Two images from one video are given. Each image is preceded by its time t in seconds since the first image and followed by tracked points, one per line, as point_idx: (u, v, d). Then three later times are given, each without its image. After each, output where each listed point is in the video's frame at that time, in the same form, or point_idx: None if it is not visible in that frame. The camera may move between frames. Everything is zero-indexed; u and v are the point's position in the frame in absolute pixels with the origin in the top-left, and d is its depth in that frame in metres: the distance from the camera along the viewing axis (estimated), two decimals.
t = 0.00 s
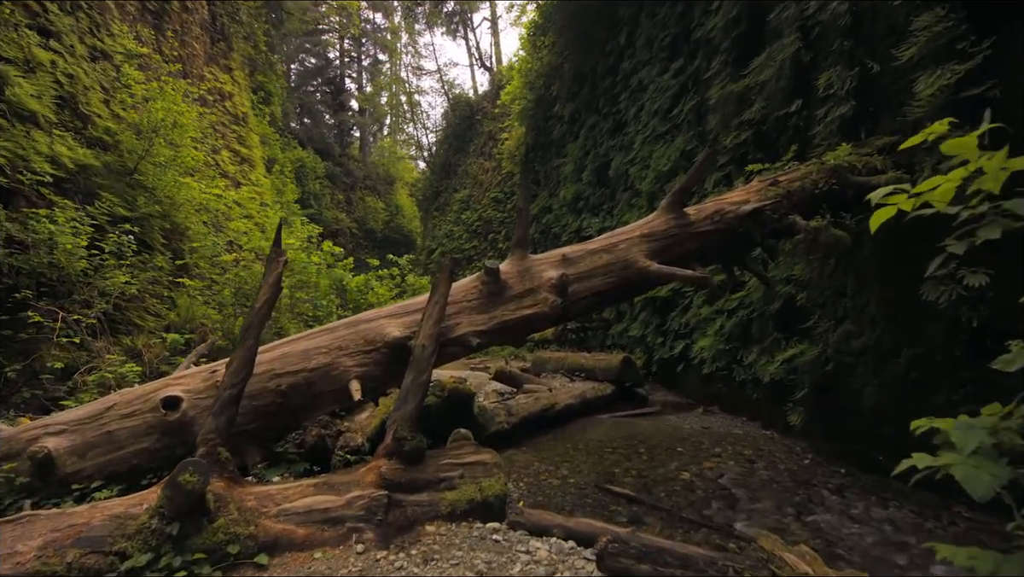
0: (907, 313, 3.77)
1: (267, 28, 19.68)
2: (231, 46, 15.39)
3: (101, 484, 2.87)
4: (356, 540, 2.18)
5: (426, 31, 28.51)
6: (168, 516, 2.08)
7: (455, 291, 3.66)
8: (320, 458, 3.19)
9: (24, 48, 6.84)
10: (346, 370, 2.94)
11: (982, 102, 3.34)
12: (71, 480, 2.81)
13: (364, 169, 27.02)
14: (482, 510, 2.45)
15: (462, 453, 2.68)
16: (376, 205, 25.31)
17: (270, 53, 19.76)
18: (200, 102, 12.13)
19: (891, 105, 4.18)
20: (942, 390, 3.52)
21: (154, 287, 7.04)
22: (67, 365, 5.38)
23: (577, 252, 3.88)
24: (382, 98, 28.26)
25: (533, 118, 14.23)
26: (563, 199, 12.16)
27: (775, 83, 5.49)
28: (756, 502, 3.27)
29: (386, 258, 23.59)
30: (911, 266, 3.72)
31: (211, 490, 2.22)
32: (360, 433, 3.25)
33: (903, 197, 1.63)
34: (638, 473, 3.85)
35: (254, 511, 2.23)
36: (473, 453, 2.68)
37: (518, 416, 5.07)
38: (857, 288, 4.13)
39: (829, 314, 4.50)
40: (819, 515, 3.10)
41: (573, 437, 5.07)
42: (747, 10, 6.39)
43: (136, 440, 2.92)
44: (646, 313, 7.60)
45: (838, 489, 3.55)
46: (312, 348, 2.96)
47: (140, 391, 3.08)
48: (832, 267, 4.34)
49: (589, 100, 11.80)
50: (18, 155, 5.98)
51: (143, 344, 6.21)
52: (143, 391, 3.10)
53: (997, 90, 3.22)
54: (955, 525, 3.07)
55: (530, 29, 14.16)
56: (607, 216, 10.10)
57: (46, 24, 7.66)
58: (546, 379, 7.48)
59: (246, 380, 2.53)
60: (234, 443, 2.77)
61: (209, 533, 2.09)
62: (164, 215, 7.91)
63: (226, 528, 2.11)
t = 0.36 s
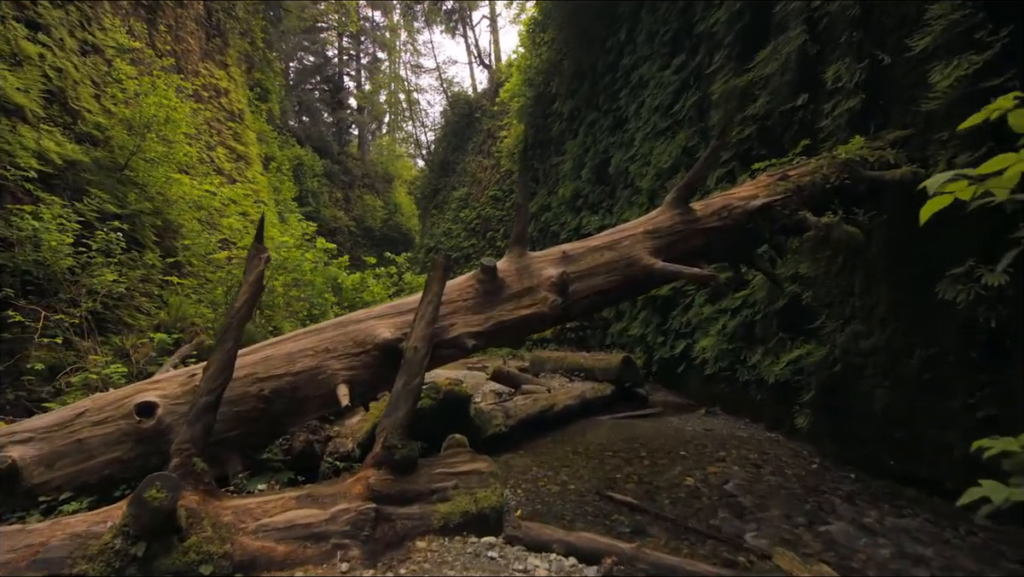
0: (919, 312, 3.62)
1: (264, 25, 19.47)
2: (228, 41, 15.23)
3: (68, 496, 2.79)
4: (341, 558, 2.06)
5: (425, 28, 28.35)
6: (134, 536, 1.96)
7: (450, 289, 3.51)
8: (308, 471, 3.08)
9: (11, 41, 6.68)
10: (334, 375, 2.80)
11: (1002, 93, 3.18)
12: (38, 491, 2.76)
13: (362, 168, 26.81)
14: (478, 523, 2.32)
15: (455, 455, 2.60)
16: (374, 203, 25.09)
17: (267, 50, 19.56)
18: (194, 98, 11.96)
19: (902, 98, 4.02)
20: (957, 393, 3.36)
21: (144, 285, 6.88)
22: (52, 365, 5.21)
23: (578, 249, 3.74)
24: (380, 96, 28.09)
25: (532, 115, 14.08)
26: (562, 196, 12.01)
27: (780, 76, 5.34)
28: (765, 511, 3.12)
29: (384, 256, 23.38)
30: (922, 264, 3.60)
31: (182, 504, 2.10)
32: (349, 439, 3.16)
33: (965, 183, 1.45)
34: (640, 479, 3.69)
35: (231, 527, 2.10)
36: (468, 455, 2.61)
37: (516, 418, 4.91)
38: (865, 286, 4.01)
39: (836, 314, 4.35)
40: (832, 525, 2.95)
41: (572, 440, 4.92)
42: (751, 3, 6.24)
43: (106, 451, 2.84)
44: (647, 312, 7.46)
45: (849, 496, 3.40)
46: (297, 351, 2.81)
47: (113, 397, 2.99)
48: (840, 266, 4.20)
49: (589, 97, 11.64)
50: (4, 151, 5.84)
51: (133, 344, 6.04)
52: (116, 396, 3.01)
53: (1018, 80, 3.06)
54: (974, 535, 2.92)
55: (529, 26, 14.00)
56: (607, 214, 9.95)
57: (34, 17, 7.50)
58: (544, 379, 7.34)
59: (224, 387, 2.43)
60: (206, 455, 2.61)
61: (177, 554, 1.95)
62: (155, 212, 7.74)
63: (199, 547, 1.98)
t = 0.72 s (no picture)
0: (933, 312, 3.47)
1: (260, 20, 19.27)
2: (222, 36, 15.04)
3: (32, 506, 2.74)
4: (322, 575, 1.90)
5: (424, 25, 28.11)
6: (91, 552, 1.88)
7: (442, 285, 3.37)
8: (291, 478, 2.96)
9: None
10: (317, 377, 2.75)
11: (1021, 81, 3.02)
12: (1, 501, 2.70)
13: (360, 165, 26.60)
14: (471, 537, 2.17)
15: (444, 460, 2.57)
16: (372, 201, 24.85)
17: (264, 45, 19.35)
18: (187, 93, 11.77)
19: (915, 88, 3.87)
20: (974, 396, 3.20)
21: (133, 283, 6.71)
22: (34, 365, 5.05)
23: (578, 244, 3.60)
24: (379, 93, 27.88)
25: (531, 111, 13.91)
26: (561, 194, 11.85)
27: (786, 68, 5.19)
28: (774, 520, 2.97)
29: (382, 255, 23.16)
30: (938, 261, 3.45)
31: (145, 518, 2.00)
32: (337, 443, 3.00)
33: None
34: (642, 485, 3.53)
35: (201, 544, 1.98)
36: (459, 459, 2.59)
37: (514, 420, 4.75)
38: (875, 284, 3.88)
39: (844, 313, 4.19)
40: (844, 535, 2.81)
41: (572, 443, 4.76)
42: None
43: (74, 458, 2.76)
44: (648, 310, 7.32)
45: (860, 503, 3.26)
46: (278, 353, 2.76)
47: (83, 400, 2.91)
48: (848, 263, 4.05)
49: (589, 93, 11.47)
50: None
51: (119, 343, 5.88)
52: (88, 398, 2.93)
53: None
54: (995, 546, 2.77)
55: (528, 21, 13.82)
56: (607, 212, 9.79)
57: (20, 7, 7.33)
58: (542, 379, 7.20)
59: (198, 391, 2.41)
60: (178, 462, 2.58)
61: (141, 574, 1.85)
62: (145, 208, 7.58)
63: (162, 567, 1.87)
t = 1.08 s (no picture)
0: (946, 310, 3.36)
1: (257, 14, 19.05)
2: (217, 29, 14.86)
3: None
4: None
5: (422, 20, 27.84)
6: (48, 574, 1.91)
7: (432, 283, 3.22)
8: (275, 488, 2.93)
9: None
10: (299, 380, 2.75)
11: None
12: None
13: (359, 162, 26.39)
14: (463, 550, 2.05)
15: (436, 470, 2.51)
16: (371, 197, 24.61)
17: (261, 40, 19.15)
18: (180, 86, 11.59)
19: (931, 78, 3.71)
20: (993, 399, 3.08)
21: (122, 279, 6.56)
22: (17, 364, 4.91)
23: (578, 239, 3.45)
24: (377, 88, 27.66)
25: (531, 106, 13.73)
26: (560, 190, 11.68)
27: (792, 58, 5.03)
28: (782, 528, 2.84)
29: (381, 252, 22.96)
30: (950, 258, 3.36)
31: (104, 535, 2.04)
32: (326, 446, 2.87)
33: None
34: (644, 490, 3.39)
35: (170, 560, 2.00)
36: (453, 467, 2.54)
37: (512, 421, 4.60)
38: (884, 283, 3.70)
39: (852, 312, 4.04)
40: (857, 545, 2.67)
41: (571, 444, 4.62)
42: None
43: (39, 467, 2.67)
44: (649, 308, 7.17)
45: (872, 510, 3.12)
46: (258, 354, 2.77)
47: (51, 403, 2.82)
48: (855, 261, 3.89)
49: (589, 87, 11.30)
50: None
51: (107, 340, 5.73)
52: (56, 401, 2.85)
53: None
54: (1015, 557, 2.63)
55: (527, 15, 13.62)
56: (607, 208, 9.64)
57: None
58: (541, 378, 7.07)
59: (167, 394, 2.44)
60: (155, 469, 2.62)
61: None
62: (136, 202, 7.42)
63: None
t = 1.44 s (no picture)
0: (964, 307, 3.22)
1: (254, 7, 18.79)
2: (212, 21, 14.64)
3: None
4: None
5: (422, 14, 27.57)
6: None
7: (422, 277, 3.07)
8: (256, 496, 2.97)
9: None
10: (279, 380, 2.64)
11: None
12: None
13: (358, 157, 26.16)
14: (455, 564, 1.99)
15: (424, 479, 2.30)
16: (370, 193, 24.37)
17: (258, 33, 18.91)
18: (173, 78, 11.39)
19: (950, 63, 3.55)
20: (1014, 400, 2.94)
21: (111, 274, 6.40)
22: None
23: (578, 231, 3.29)
24: (377, 83, 27.44)
25: (531, 101, 13.53)
26: (560, 185, 11.50)
27: (801, 46, 4.85)
28: (794, 538, 2.68)
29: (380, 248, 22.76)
30: (967, 252, 3.23)
31: (54, 554, 1.93)
32: (310, 451, 2.80)
33: None
34: (647, 495, 3.23)
35: None
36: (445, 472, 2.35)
37: (510, 422, 4.43)
38: (899, 279, 3.55)
39: (865, 309, 3.87)
40: (873, 558, 2.52)
41: (571, 446, 4.47)
42: None
43: None
44: (651, 304, 7.02)
45: (888, 518, 2.96)
46: (234, 354, 2.66)
47: (13, 405, 2.67)
48: (867, 255, 3.71)
49: (589, 80, 11.10)
50: None
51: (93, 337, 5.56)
52: (18, 403, 2.70)
53: None
54: None
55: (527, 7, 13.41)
56: (608, 203, 9.46)
57: None
58: (540, 376, 6.92)
59: (130, 397, 2.32)
60: (123, 477, 2.49)
61: None
62: (125, 196, 7.25)
63: None
